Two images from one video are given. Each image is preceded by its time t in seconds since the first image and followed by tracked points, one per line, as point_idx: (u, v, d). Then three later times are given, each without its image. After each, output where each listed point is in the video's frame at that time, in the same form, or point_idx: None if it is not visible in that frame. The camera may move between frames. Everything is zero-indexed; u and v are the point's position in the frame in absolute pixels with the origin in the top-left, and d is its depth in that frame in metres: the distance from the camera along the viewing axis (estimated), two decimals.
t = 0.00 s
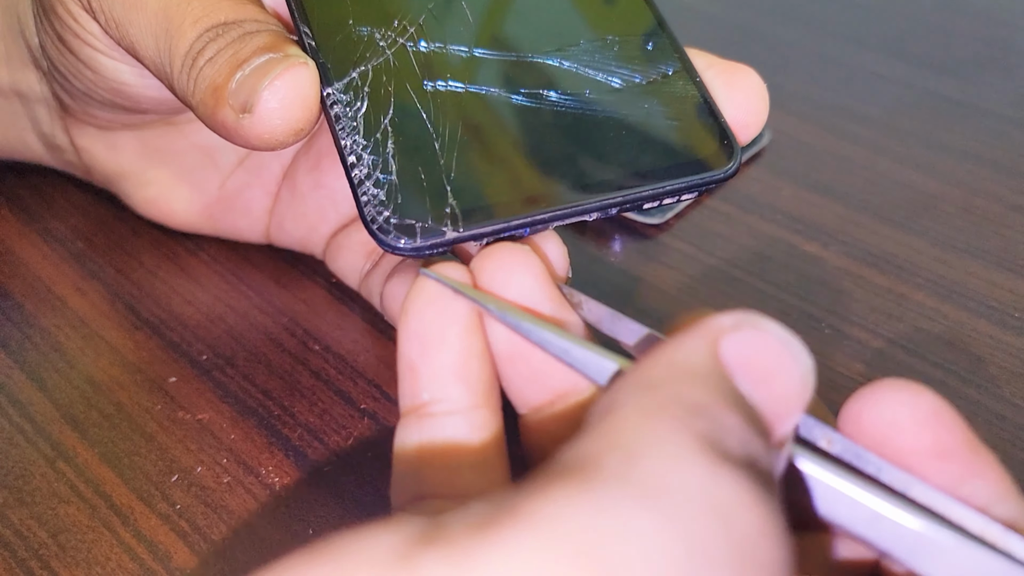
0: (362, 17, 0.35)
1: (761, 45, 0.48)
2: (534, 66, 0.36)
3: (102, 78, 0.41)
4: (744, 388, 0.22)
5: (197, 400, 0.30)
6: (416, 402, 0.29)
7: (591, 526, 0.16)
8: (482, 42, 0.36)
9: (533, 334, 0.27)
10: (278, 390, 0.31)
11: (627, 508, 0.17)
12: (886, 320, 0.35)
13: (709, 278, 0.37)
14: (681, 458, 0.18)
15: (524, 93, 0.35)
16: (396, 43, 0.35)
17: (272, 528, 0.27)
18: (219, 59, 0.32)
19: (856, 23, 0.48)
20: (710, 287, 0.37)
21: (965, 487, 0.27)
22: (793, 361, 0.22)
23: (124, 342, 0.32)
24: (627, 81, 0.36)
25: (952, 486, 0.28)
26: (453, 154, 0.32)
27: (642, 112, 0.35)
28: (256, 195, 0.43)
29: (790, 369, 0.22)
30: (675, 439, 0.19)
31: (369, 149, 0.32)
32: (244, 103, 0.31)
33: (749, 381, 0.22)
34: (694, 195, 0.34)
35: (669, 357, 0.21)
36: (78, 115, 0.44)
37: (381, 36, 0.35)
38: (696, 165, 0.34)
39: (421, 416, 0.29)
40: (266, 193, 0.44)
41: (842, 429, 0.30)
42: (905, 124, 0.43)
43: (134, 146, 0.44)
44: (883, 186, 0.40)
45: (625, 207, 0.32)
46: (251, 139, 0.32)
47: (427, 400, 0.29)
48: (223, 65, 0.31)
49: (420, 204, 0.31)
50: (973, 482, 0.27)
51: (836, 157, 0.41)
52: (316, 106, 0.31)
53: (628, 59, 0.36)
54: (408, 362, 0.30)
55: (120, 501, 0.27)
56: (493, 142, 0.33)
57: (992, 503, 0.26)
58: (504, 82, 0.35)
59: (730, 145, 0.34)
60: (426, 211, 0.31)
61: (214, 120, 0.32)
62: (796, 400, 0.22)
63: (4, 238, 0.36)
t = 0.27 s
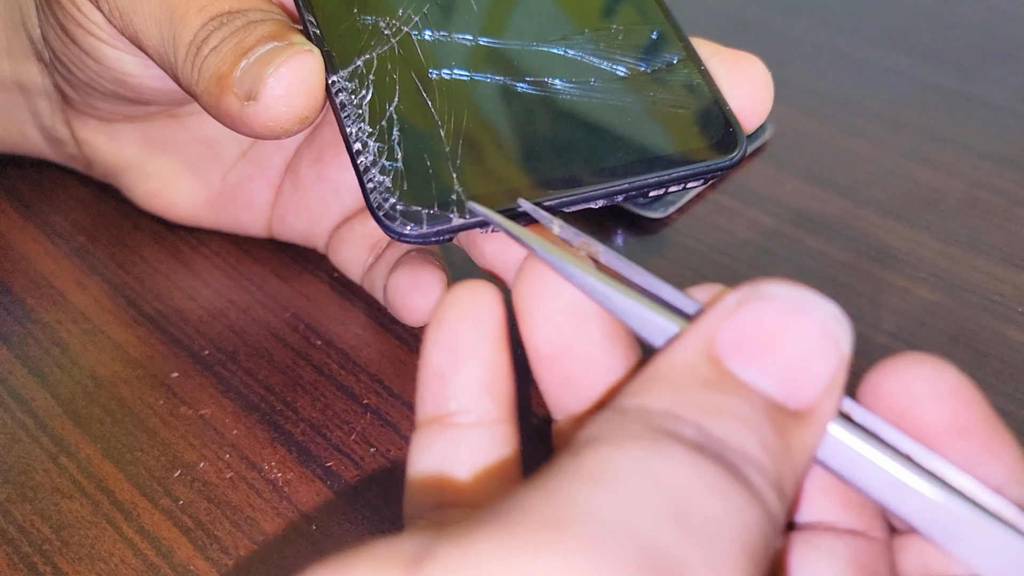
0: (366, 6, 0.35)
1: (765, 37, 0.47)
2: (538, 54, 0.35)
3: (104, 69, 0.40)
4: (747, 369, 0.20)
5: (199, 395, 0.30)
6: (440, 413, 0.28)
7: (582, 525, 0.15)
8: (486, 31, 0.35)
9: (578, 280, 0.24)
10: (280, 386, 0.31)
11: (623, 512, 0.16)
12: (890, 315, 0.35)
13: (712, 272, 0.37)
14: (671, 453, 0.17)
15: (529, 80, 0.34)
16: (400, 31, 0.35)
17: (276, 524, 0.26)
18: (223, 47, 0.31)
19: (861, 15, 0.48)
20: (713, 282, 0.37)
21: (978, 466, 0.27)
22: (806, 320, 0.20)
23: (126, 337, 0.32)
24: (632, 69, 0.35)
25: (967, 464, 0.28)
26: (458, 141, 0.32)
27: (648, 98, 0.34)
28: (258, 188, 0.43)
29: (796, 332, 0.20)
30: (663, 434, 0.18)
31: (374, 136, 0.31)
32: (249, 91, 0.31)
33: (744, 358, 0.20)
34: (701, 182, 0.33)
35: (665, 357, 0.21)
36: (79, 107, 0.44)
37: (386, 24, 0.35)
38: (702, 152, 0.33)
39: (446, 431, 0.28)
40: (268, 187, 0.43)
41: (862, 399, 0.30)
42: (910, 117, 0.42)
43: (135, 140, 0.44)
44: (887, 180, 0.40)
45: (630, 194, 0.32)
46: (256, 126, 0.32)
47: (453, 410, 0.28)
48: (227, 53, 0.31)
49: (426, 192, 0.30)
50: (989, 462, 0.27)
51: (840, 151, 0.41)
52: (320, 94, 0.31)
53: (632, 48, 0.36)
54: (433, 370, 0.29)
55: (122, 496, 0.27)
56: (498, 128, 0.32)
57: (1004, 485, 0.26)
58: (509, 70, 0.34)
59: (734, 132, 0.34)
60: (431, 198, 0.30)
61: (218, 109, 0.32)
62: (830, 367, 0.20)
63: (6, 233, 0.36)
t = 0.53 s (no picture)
0: (376, 7, 0.35)
1: (772, 36, 0.47)
2: (548, 54, 0.35)
3: (113, 68, 0.40)
4: (709, 346, 0.22)
5: (208, 394, 0.30)
6: (419, 413, 0.29)
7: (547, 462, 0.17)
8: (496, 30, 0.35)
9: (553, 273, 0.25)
10: (288, 386, 0.31)
11: (584, 454, 0.17)
12: (896, 315, 0.35)
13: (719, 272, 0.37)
14: (631, 413, 0.19)
15: (539, 81, 0.34)
16: (410, 32, 0.35)
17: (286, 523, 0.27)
18: (234, 49, 0.31)
19: (868, 14, 0.48)
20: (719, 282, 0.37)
21: (937, 450, 0.28)
22: (763, 297, 0.22)
23: (134, 336, 0.32)
24: (642, 69, 0.35)
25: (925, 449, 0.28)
26: (469, 142, 0.32)
27: (658, 99, 0.34)
28: (264, 187, 0.43)
29: (755, 308, 0.22)
30: (627, 401, 0.20)
31: (385, 138, 0.31)
32: (260, 92, 0.30)
33: (706, 336, 0.22)
34: (710, 182, 0.33)
35: (632, 345, 0.23)
36: (86, 105, 0.44)
37: (396, 25, 0.35)
38: (713, 152, 0.33)
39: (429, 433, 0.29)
40: (274, 186, 0.43)
41: (820, 390, 0.30)
42: (916, 117, 0.42)
43: (141, 138, 0.44)
44: (893, 180, 0.40)
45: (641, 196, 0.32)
46: (266, 128, 0.32)
47: (431, 411, 0.30)
48: (238, 55, 0.31)
49: (437, 194, 0.30)
50: (946, 445, 0.28)
51: (846, 150, 0.41)
52: (331, 96, 0.31)
53: (642, 47, 0.36)
54: (411, 376, 0.30)
55: (132, 496, 0.27)
56: (508, 130, 0.32)
57: (963, 468, 0.27)
58: (519, 71, 0.34)
59: (746, 132, 0.34)
60: (442, 199, 0.30)
61: (228, 110, 0.32)
62: (790, 337, 0.22)
63: (13, 231, 0.36)
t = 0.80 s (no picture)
0: (379, 14, 0.35)
1: (778, 40, 0.47)
2: (553, 62, 0.35)
3: (111, 72, 0.40)
4: (718, 367, 0.22)
5: (206, 402, 0.30)
6: (423, 426, 0.29)
7: (537, 474, 0.17)
8: (500, 38, 0.35)
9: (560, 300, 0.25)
10: (288, 394, 0.30)
11: (574, 470, 0.17)
12: (904, 324, 0.35)
13: (725, 279, 0.36)
14: (629, 431, 0.19)
15: (544, 90, 0.34)
16: (413, 40, 0.34)
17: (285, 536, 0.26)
18: (234, 56, 0.31)
19: (875, 17, 0.47)
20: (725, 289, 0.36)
21: (959, 474, 0.28)
22: (772, 318, 0.22)
23: (132, 342, 0.32)
24: (649, 77, 0.35)
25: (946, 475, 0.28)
26: (473, 153, 0.31)
27: (665, 109, 0.34)
28: (265, 191, 0.43)
29: (766, 330, 0.22)
30: (625, 419, 0.19)
31: (388, 149, 0.31)
32: (261, 101, 0.30)
33: (714, 357, 0.22)
34: (717, 193, 0.33)
35: (642, 365, 0.22)
36: (84, 108, 0.43)
37: (399, 32, 0.34)
38: (720, 163, 0.33)
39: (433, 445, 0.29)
40: (275, 190, 0.43)
41: (835, 417, 0.30)
42: (924, 122, 0.42)
43: (141, 142, 0.44)
44: (900, 186, 0.39)
45: (647, 208, 0.31)
46: (266, 138, 0.31)
47: (434, 424, 0.30)
48: (238, 63, 0.31)
49: (441, 206, 0.30)
50: (967, 469, 0.28)
51: (854, 156, 0.41)
52: (332, 105, 0.31)
53: (649, 54, 0.36)
54: (415, 388, 0.29)
55: (129, 507, 0.26)
56: (514, 140, 0.32)
57: (986, 492, 0.27)
58: (524, 79, 0.34)
59: (754, 142, 0.33)
60: (446, 213, 0.30)
61: (228, 118, 0.32)
62: (802, 359, 0.22)
63: (10, 235, 0.36)
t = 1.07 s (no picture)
0: (373, 14, 0.34)
1: (780, 40, 0.46)
2: (552, 65, 0.34)
3: (102, 72, 0.39)
4: (713, 372, 0.21)
5: (196, 407, 0.29)
6: (419, 435, 0.29)
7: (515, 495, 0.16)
8: (497, 40, 0.34)
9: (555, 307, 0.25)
10: (280, 399, 0.30)
11: (554, 488, 0.16)
12: (908, 329, 0.34)
13: (726, 283, 0.36)
14: (616, 442, 0.18)
15: (542, 93, 0.33)
16: (408, 41, 0.34)
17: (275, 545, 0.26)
18: (226, 57, 0.30)
19: (879, 16, 0.46)
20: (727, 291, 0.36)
21: (973, 474, 0.27)
22: (773, 322, 0.21)
23: (121, 346, 0.31)
24: (649, 80, 0.34)
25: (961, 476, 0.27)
26: (469, 158, 0.30)
27: (666, 113, 0.33)
28: (259, 191, 0.42)
29: (765, 335, 0.21)
30: (614, 430, 0.19)
31: (382, 155, 0.30)
32: (252, 104, 0.30)
33: (709, 362, 0.21)
34: (720, 200, 0.32)
35: (635, 370, 0.22)
36: (75, 107, 0.43)
37: (394, 34, 0.34)
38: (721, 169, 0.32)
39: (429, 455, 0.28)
40: (270, 190, 0.42)
41: (841, 419, 0.29)
42: (928, 123, 0.41)
43: (133, 141, 0.43)
44: (904, 188, 0.39)
45: (646, 216, 0.31)
46: (258, 141, 0.31)
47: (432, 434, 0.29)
48: (230, 64, 0.30)
49: (435, 214, 0.29)
50: (982, 469, 0.27)
51: (857, 157, 0.40)
52: (325, 108, 0.30)
53: (650, 56, 0.35)
54: (412, 396, 0.29)
55: (115, 516, 0.26)
56: (510, 146, 0.31)
57: (1002, 493, 0.26)
58: (521, 82, 0.33)
59: (756, 148, 0.33)
60: (440, 220, 0.29)
61: (219, 121, 0.31)
62: (803, 365, 0.21)
63: None
